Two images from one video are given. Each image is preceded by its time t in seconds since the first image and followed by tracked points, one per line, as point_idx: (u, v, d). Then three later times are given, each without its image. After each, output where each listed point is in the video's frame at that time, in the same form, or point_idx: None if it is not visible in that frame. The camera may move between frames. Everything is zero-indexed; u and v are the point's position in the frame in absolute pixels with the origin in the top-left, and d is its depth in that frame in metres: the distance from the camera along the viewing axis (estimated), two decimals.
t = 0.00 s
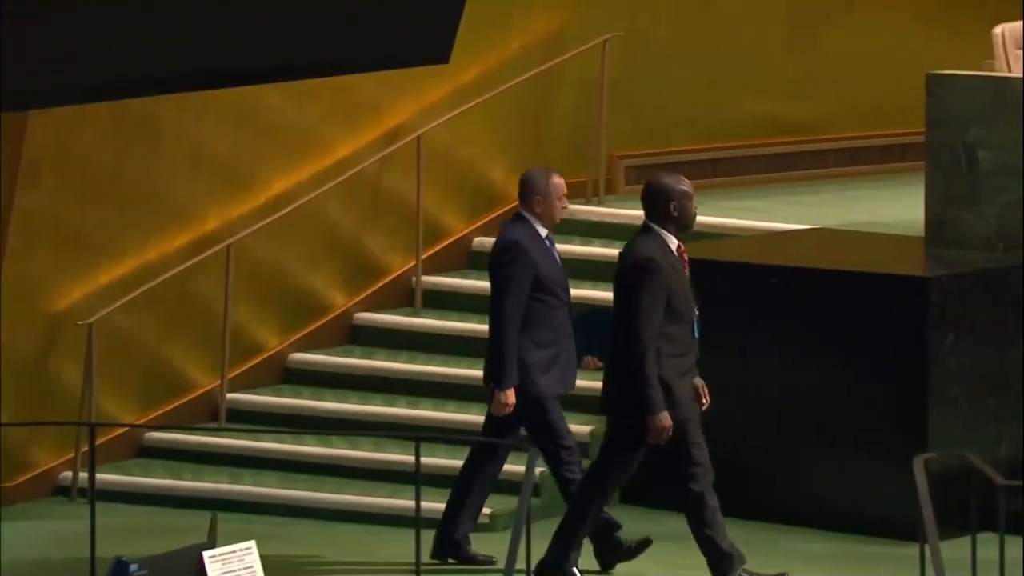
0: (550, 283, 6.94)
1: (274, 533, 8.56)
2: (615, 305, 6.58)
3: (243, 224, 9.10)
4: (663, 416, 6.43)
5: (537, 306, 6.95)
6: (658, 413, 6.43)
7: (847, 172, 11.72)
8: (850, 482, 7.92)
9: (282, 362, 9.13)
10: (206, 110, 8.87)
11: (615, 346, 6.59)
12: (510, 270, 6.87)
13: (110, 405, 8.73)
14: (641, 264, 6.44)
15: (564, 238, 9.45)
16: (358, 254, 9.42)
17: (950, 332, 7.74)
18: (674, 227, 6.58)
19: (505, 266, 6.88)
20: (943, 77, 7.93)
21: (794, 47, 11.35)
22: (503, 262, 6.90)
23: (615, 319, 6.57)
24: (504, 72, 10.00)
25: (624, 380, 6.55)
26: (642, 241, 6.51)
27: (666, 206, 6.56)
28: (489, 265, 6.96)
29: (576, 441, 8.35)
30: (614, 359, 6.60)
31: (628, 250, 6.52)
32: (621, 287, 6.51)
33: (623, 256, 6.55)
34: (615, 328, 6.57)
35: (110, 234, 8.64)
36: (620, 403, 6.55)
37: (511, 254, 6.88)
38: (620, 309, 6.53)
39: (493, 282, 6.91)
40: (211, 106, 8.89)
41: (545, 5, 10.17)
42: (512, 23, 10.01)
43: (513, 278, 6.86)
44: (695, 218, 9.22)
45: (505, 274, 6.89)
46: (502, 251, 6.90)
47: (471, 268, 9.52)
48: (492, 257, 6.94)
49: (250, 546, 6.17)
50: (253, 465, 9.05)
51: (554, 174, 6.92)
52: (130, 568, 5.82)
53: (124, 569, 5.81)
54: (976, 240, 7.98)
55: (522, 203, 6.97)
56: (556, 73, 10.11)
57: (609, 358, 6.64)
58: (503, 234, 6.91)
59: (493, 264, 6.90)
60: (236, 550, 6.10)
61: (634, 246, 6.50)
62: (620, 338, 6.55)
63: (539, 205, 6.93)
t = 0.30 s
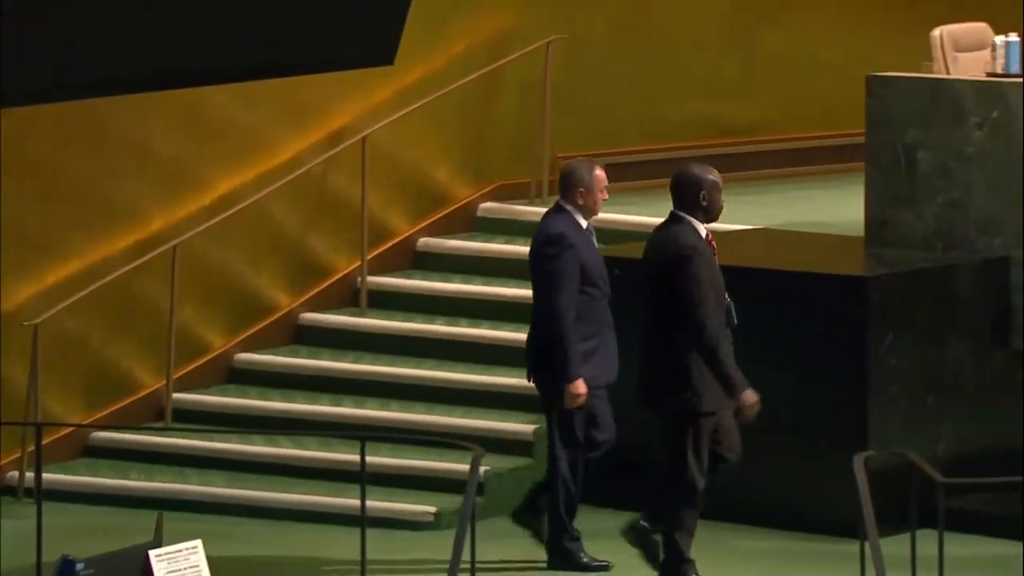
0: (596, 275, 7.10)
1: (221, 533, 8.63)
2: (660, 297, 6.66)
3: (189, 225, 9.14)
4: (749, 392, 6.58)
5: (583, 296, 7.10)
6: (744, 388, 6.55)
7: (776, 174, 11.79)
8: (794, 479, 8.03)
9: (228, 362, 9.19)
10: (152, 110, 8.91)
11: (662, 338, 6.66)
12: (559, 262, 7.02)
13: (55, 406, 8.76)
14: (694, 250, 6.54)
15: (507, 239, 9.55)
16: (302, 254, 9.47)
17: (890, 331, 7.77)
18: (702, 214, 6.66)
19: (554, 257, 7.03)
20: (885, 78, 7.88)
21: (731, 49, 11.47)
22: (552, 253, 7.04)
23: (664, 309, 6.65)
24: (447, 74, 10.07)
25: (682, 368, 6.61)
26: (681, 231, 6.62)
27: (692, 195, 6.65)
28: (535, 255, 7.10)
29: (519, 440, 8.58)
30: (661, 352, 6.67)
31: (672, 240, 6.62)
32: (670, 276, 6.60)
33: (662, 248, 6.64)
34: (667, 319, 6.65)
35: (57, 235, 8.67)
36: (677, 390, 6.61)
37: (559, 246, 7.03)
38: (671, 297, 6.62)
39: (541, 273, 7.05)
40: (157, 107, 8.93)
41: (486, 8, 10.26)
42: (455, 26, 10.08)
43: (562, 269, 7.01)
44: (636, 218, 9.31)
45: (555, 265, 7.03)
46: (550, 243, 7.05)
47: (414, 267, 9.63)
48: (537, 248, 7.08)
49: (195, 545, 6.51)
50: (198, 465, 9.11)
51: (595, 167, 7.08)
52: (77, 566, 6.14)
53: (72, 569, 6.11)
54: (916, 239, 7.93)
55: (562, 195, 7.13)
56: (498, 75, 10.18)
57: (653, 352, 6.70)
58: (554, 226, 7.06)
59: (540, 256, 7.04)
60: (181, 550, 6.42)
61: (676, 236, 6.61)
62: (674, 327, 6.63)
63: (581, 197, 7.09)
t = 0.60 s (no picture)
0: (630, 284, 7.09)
1: (173, 528, 8.81)
2: (683, 306, 6.64)
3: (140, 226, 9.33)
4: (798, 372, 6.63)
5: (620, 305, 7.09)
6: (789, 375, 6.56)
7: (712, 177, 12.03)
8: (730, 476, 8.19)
9: (179, 360, 9.38)
10: (101, 113, 9.11)
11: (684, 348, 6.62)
12: (591, 272, 7.01)
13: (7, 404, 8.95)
14: (728, 258, 6.57)
15: (453, 240, 9.75)
16: (252, 255, 9.66)
17: (826, 330, 7.86)
18: (725, 223, 6.71)
19: (585, 265, 7.02)
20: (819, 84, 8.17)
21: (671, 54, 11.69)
22: (584, 261, 7.03)
23: (689, 316, 6.63)
24: (394, 77, 10.27)
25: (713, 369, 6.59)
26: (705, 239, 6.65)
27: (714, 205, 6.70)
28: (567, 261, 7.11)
29: (465, 437, 8.77)
30: (682, 358, 6.62)
31: (699, 249, 6.64)
32: (700, 284, 6.60)
33: (688, 258, 6.65)
34: (692, 325, 6.62)
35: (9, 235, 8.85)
36: (708, 393, 6.57)
37: (594, 254, 7.02)
38: (701, 304, 6.61)
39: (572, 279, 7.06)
40: (107, 110, 9.12)
41: (431, 14, 10.46)
42: (400, 31, 10.29)
43: (599, 278, 6.99)
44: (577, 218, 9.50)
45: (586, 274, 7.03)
46: (583, 251, 7.04)
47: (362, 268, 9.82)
48: (571, 255, 7.07)
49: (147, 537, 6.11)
50: (151, 463, 9.31)
51: (625, 177, 7.09)
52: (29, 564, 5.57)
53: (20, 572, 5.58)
54: (851, 241, 8.19)
55: (595, 207, 7.12)
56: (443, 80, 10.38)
57: (671, 359, 6.65)
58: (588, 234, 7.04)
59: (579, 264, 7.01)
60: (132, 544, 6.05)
61: (704, 245, 6.63)
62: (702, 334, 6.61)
63: (614, 209, 7.09)
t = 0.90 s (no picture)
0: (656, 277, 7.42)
1: (122, 523, 9.02)
2: (704, 296, 7.05)
3: (93, 227, 9.55)
4: (760, 389, 6.88)
5: (642, 295, 7.42)
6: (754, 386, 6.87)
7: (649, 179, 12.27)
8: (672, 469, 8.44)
9: (130, 359, 9.60)
10: (55, 116, 9.32)
11: (705, 335, 7.07)
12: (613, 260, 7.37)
13: None
14: (735, 254, 6.90)
15: (400, 241, 9.97)
16: (201, 256, 9.89)
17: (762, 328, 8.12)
18: (743, 213, 7.03)
19: (609, 253, 7.39)
20: (754, 89, 8.21)
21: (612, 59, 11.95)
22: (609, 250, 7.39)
23: (708, 307, 7.05)
24: (338, 84, 10.52)
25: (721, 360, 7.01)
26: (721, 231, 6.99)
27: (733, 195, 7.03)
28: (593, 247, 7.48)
29: (410, 433, 8.99)
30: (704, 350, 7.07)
31: (714, 240, 6.98)
32: (715, 279, 6.98)
33: (707, 249, 7.01)
34: (711, 317, 7.04)
35: None
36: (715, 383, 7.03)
37: (619, 244, 7.36)
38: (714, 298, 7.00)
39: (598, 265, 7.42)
40: (61, 113, 9.34)
41: (375, 21, 10.70)
42: (344, 38, 10.52)
43: (620, 267, 7.35)
44: (518, 219, 9.73)
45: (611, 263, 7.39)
46: (610, 240, 7.38)
47: (309, 269, 10.06)
48: (598, 243, 7.43)
49: (98, 533, 6.44)
50: (100, 459, 9.52)
51: (652, 170, 7.43)
52: None
53: None
54: (787, 241, 8.27)
55: (622, 199, 7.45)
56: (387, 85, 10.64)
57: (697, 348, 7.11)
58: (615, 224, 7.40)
59: (606, 254, 7.38)
60: (85, 538, 6.36)
61: (718, 237, 6.96)
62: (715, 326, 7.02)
63: (643, 200, 7.43)
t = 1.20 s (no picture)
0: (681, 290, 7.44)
1: (71, 518, 9.24)
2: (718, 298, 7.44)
3: (42, 229, 9.80)
4: (758, 397, 7.27)
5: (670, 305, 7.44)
6: (753, 394, 7.27)
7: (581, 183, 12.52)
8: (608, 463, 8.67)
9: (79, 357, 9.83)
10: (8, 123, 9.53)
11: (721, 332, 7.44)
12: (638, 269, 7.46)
13: None
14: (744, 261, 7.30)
15: (343, 242, 10.20)
16: (148, 257, 10.15)
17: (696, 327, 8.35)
18: (753, 221, 7.38)
19: (635, 261, 7.48)
20: (688, 93, 8.58)
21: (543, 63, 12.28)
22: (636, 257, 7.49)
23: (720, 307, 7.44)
24: (280, 89, 10.81)
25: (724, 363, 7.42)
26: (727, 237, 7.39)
27: (740, 203, 7.38)
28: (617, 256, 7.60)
29: (353, 429, 9.22)
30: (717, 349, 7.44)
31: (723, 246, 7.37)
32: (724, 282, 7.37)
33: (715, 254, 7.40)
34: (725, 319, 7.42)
35: None
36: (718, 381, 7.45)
37: (645, 257, 7.45)
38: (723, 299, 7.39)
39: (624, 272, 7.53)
40: (13, 119, 9.55)
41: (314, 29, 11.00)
42: (286, 44, 10.82)
43: (645, 279, 7.44)
44: (458, 221, 9.97)
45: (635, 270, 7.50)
46: (635, 253, 7.47)
47: (254, 268, 10.30)
48: (622, 254, 7.53)
49: (48, 530, 6.67)
50: (49, 456, 9.73)
51: (672, 183, 7.50)
52: None
53: None
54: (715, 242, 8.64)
55: (644, 213, 7.52)
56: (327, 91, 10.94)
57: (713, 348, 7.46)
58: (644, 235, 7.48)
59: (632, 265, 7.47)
60: (33, 536, 6.58)
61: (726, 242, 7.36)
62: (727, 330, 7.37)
63: (664, 214, 7.49)
